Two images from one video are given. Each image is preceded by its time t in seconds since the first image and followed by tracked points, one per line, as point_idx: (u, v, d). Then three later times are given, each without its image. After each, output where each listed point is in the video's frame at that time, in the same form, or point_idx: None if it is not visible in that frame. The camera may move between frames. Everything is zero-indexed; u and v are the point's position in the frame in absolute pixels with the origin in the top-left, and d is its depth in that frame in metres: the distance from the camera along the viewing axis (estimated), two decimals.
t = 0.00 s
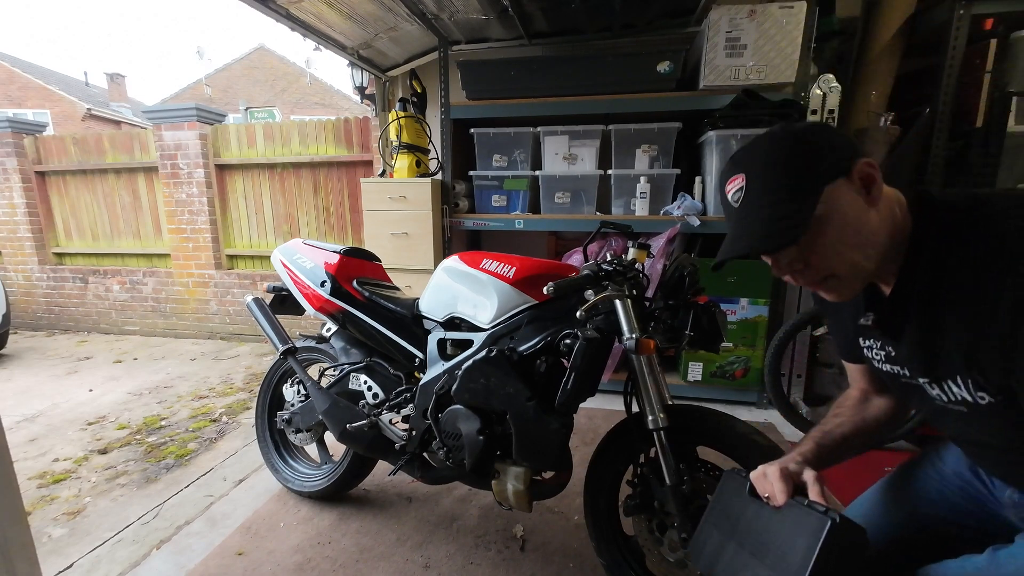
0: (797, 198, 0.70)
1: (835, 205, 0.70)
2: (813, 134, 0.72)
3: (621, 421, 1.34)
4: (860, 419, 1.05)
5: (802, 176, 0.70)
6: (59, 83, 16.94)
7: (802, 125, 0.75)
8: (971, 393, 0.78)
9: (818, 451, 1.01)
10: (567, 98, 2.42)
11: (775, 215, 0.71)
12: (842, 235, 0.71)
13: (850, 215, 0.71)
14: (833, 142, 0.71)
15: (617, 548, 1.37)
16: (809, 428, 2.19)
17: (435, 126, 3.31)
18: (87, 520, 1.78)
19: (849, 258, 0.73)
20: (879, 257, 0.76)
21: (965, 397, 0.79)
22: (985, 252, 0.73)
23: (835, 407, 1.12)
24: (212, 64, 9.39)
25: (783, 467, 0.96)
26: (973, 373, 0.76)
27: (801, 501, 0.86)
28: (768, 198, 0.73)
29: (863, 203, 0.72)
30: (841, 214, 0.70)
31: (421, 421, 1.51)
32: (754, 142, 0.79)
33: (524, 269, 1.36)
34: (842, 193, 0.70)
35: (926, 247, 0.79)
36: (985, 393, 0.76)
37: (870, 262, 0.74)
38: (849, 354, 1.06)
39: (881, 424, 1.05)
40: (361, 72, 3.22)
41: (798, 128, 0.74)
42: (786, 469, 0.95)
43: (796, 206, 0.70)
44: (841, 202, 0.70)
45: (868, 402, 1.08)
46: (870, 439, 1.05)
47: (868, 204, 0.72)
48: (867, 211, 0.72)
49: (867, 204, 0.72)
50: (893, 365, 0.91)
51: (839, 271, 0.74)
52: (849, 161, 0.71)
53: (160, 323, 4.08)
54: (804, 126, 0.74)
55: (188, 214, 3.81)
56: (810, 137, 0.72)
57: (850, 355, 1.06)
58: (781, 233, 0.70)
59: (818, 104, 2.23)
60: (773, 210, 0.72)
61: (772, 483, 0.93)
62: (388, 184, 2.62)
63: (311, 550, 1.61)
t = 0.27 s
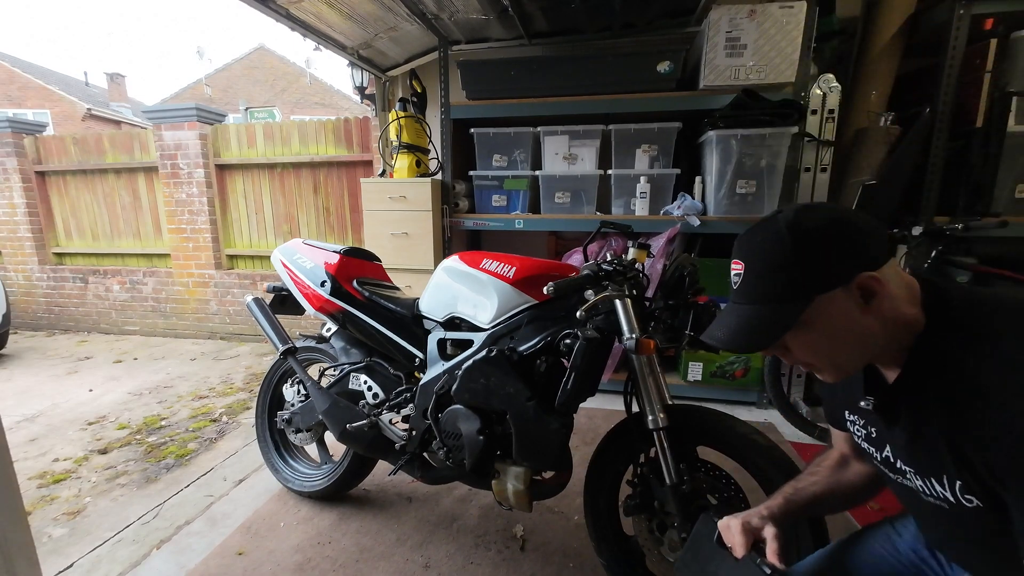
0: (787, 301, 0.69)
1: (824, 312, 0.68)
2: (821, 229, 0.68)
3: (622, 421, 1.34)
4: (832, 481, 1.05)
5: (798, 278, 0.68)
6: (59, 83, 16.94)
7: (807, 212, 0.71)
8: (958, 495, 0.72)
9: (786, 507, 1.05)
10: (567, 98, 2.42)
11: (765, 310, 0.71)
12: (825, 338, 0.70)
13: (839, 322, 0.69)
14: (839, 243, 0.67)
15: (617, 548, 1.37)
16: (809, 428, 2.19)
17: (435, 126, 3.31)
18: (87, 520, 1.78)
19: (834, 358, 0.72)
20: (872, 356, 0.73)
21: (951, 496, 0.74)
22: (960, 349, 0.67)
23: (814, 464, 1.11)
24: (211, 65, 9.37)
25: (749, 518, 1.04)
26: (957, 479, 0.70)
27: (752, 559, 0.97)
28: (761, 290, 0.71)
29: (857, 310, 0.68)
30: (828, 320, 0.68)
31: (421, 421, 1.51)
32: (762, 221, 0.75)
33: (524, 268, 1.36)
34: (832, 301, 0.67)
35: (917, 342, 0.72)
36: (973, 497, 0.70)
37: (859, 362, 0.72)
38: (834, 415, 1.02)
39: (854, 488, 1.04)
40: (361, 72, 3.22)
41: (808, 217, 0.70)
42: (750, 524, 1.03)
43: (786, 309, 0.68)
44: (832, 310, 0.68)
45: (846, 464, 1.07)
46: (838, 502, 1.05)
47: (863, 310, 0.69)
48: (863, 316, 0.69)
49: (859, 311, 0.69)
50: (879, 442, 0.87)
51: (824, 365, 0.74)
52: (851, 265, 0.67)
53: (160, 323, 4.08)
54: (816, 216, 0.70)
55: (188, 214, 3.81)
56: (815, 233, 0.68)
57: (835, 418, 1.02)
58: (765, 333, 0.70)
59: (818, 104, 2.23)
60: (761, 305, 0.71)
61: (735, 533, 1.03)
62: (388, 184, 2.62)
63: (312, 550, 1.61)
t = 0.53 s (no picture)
0: (838, 304, 0.67)
1: (873, 318, 0.66)
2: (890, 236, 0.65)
3: (621, 421, 1.34)
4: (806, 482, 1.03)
5: (856, 281, 0.65)
6: (59, 83, 16.93)
7: (877, 211, 0.67)
8: (979, 517, 0.71)
9: (759, 500, 1.00)
10: (567, 98, 2.42)
11: (810, 309, 0.69)
12: (867, 344, 0.68)
13: (886, 330, 0.67)
14: (909, 251, 0.64)
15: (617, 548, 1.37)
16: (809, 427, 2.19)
17: (435, 126, 3.31)
18: (87, 520, 1.78)
19: (869, 363, 0.71)
20: (909, 369, 0.72)
21: (966, 516, 0.73)
22: None
23: (789, 462, 1.09)
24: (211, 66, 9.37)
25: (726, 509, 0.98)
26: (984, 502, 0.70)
27: (727, 549, 0.92)
28: (813, 288, 0.69)
29: (909, 322, 0.67)
30: (874, 326, 0.67)
31: (421, 421, 1.51)
32: (823, 213, 0.72)
33: (524, 268, 1.36)
34: (885, 309, 0.65)
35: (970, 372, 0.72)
36: (1000, 522, 0.69)
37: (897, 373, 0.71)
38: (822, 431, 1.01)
39: (827, 490, 1.03)
40: (361, 72, 3.22)
41: (879, 220, 0.66)
42: (726, 512, 0.97)
43: (834, 311, 0.67)
44: (882, 318, 0.66)
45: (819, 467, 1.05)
46: (812, 502, 1.03)
47: (915, 324, 0.67)
48: (913, 328, 0.67)
49: (913, 323, 0.67)
50: (877, 453, 0.86)
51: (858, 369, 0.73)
52: (916, 278, 0.64)
53: (160, 323, 4.08)
54: (889, 220, 0.66)
55: (188, 214, 3.81)
56: (884, 238, 0.65)
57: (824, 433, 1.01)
58: (806, 331, 0.69)
59: (818, 104, 2.23)
60: (808, 302, 0.70)
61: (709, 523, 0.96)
62: (388, 184, 2.62)
63: (311, 550, 1.61)
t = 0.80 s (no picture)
0: (815, 297, 0.66)
1: (846, 311, 0.66)
2: (866, 233, 0.66)
3: (621, 421, 1.34)
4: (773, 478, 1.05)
5: (832, 276, 0.65)
6: (59, 83, 16.93)
7: (851, 213, 0.68)
8: (936, 505, 0.71)
9: (723, 501, 1.02)
10: (567, 98, 2.42)
11: (786, 302, 0.69)
12: (838, 337, 0.68)
13: (858, 324, 0.67)
14: (883, 250, 0.64)
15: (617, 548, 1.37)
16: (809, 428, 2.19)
17: (435, 126, 3.31)
18: (87, 520, 1.78)
19: (839, 358, 0.70)
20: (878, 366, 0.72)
21: (925, 503, 0.72)
22: (1005, 382, 0.67)
23: (753, 459, 1.11)
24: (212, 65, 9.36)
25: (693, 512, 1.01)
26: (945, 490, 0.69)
27: (690, 551, 0.98)
28: (790, 282, 0.69)
29: (881, 316, 0.66)
30: (846, 323, 0.67)
31: (421, 421, 1.51)
32: (800, 214, 0.73)
33: (524, 268, 1.36)
34: (856, 302, 0.65)
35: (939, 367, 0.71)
36: (957, 509, 0.69)
37: (862, 368, 0.71)
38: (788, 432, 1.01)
39: (788, 486, 1.06)
40: (362, 72, 3.22)
41: (855, 220, 0.67)
42: (689, 515, 1.00)
43: (809, 303, 0.66)
44: (854, 311, 0.66)
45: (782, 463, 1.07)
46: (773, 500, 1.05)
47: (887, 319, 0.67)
48: (883, 323, 0.67)
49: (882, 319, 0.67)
50: (841, 446, 0.85)
51: (829, 364, 0.72)
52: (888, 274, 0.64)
53: (160, 323, 4.08)
54: (865, 220, 0.67)
55: (188, 214, 3.81)
56: (860, 236, 0.65)
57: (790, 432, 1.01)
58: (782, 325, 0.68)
59: (818, 104, 2.23)
60: (785, 297, 0.69)
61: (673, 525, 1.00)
62: (388, 184, 2.62)
63: (311, 550, 1.61)
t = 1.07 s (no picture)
0: (695, 281, 0.71)
1: (723, 289, 0.70)
2: (720, 217, 0.71)
3: (621, 421, 1.34)
4: (710, 517, 1.02)
5: (704, 260, 0.70)
6: (59, 83, 16.92)
7: (704, 207, 0.74)
8: (867, 449, 0.76)
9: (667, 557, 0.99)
10: (567, 98, 2.42)
11: (676, 294, 0.72)
12: (729, 315, 0.72)
13: (739, 299, 0.71)
14: (739, 229, 0.70)
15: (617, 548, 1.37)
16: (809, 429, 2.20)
17: (435, 126, 3.32)
18: (87, 520, 1.78)
19: (744, 335, 0.74)
20: (778, 335, 0.76)
21: (858, 451, 0.77)
22: (893, 322, 0.73)
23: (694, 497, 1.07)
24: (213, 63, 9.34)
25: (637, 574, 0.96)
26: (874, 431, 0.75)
27: None
28: (674, 275, 0.73)
29: (755, 288, 0.71)
30: (725, 298, 0.71)
31: (421, 421, 1.51)
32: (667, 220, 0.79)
33: (524, 268, 1.37)
34: (728, 280, 0.70)
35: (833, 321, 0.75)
36: (883, 448, 0.74)
37: (759, 337, 0.74)
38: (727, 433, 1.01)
39: (733, 508, 1.03)
40: (362, 72, 3.22)
41: (709, 208, 0.73)
42: None
43: (692, 289, 0.71)
44: (729, 290, 0.70)
45: (723, 483, 1.05)
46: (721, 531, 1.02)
47: (761, 289, 0.71)
48: (759, 293, 0.71)
49: (757, 288, 0.71)
50: (780, 427, 0.87)
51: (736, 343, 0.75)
52: (745, 247, 0.70)
53: (160, 323, 4.08)
54: (718, 205, 0.73)
55: (188, 214, 3.81)
56: (716, 221, 0.71)
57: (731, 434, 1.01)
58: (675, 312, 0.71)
59: (818, 104, 2.23)
60: (673, 290, 0.73)
61: None
62: (388, 184, 2.62)
63: (312, 550, 1.61)
